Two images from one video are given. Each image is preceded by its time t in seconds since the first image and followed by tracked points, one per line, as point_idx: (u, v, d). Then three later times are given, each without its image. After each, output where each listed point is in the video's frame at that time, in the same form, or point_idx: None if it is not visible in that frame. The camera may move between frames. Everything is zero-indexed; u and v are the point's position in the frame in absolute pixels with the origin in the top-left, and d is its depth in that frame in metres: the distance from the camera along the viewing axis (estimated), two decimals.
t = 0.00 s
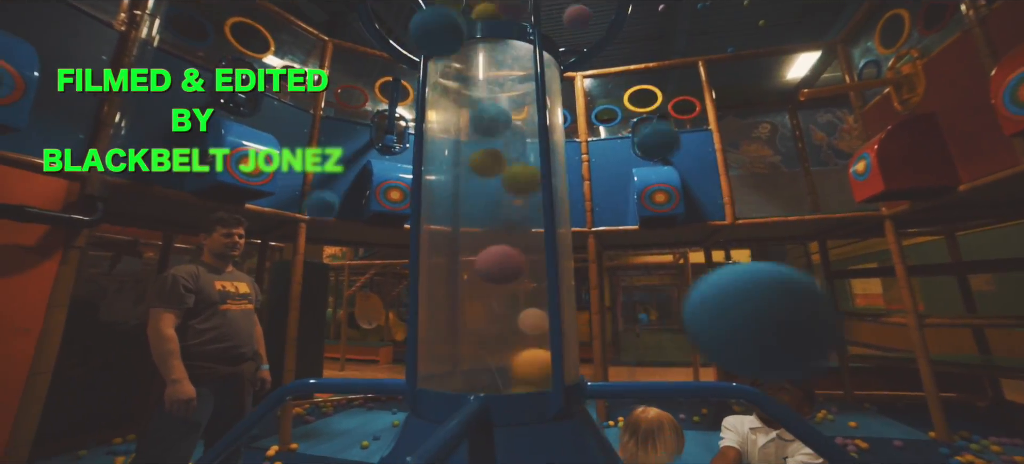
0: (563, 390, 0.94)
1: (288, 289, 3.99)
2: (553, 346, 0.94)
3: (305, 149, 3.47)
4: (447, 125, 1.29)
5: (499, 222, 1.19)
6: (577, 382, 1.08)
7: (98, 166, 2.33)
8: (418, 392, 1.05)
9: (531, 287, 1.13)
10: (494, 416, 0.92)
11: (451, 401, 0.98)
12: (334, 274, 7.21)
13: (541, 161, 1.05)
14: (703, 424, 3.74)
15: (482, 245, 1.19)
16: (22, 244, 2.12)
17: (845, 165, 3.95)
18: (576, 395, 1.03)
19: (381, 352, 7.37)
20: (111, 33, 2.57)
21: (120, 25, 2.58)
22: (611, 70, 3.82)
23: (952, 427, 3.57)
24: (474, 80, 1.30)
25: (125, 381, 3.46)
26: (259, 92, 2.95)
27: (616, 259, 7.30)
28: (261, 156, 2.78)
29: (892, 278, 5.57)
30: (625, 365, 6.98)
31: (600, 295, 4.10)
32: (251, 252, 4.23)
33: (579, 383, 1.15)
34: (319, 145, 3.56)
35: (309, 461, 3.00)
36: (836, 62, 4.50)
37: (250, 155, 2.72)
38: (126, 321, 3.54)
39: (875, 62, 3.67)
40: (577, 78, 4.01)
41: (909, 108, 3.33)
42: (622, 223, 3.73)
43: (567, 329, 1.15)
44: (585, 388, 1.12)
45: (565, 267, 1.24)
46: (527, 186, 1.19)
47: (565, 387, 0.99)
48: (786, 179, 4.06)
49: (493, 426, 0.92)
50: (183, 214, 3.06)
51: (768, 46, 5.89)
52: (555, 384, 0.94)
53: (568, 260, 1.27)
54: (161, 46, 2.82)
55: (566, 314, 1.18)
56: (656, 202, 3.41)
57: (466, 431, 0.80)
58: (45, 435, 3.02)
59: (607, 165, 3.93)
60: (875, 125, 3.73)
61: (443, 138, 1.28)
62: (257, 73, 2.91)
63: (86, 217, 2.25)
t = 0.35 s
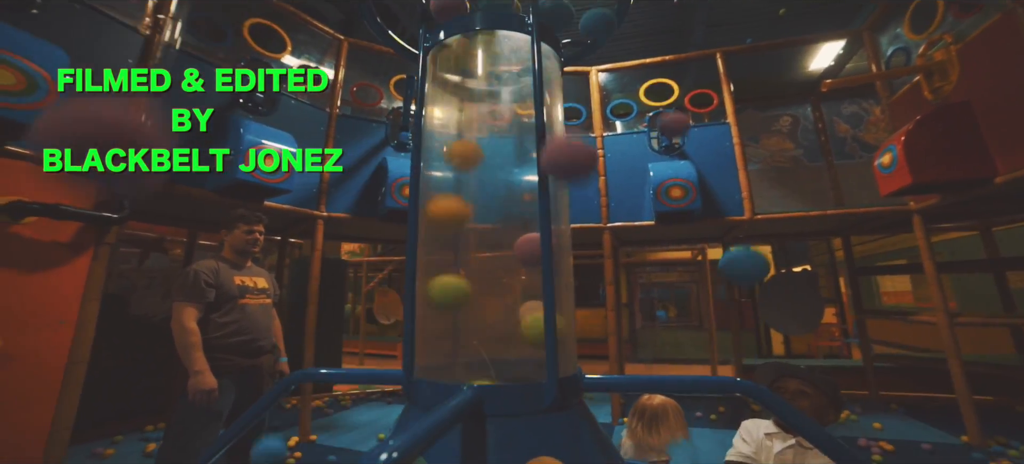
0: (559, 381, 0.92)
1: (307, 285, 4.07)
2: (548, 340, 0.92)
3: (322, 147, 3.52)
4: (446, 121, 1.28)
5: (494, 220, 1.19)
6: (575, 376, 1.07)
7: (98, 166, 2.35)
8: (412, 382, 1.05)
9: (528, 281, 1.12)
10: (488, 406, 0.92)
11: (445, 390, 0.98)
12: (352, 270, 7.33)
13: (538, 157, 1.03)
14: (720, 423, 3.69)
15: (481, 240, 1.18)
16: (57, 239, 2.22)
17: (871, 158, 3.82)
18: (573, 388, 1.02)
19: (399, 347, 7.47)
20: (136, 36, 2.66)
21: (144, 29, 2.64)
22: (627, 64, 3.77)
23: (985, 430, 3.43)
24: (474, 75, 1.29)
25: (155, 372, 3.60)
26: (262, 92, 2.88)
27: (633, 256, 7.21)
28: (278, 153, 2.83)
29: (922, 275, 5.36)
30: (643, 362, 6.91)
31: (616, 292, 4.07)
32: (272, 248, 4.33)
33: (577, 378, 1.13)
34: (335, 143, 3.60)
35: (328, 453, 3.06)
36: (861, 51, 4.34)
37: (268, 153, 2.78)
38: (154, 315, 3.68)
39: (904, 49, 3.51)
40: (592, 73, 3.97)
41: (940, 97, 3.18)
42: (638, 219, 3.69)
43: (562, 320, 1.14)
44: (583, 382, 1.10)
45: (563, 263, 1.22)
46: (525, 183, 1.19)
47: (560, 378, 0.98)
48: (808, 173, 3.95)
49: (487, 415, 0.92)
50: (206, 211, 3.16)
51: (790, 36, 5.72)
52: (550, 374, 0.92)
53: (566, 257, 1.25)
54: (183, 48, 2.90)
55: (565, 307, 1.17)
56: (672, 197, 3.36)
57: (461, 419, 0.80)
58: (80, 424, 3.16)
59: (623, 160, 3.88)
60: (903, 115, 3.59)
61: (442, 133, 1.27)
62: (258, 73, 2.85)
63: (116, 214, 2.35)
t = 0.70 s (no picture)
0: (555, 381, 0.91)
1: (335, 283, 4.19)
2: (546, 337, 0.92)
3: (349, 149, 3.62)
4: (452, 123, 1.28)
5: (496, 221, 1.18)
6: (575, 374, 1.06)
7: (98, 166, 2.26)
8: (413, 377, 1.05)
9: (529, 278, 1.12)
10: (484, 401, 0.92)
11: (443, 387, 0.99)
12: (379, 270, 7.48)
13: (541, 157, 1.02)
14: (749, 429, 3.57)
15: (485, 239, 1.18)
16: (107, 239, 2.36)
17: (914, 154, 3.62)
18: (574, 386, 1.01)
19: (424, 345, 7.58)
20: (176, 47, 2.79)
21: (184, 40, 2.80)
22: (652, 62, 3.72)
23: None
24: (480, 76, 1.29)
25: (194, 365, 3.78)
26: (261, 92, 2.78)
27: (659, 256, 7.06)
28: (307, 155, 2.92)
29: (973, 279, 5.04)
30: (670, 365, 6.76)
31: (641, 293, 4.00)
32: (302, 248, 4.47)
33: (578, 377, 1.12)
34: (362, 145, 3.69)
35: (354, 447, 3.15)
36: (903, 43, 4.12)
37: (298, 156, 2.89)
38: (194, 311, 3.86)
39: (953, 37, 3.33)
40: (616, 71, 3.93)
41: (993, 87, 2.98)
42: (664, 219, 3.63)
43: (564, 318, 1.13)
44: (584, 382, 1.09)
45: (566, 263, 1.21)
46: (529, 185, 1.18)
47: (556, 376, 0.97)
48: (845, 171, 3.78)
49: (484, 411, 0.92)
50: (241, 211, 3.30)
51: (826, 28, 5.49)
52: (547, 371, 0.91)
53: (571, 257, 1.24)
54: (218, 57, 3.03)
55: (567, 305, 1.16)
56: (699, 197, 3.28)
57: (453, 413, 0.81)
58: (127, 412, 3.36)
59: (648, 159, 3.82)
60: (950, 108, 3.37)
61: (447, 134, 1.27)
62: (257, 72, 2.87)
63: (158, 215, 2.48)
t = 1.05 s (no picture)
0: (539, 374, 0.93)
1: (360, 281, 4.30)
2: (530, 333, 0.93)
3: (373, 150, 3.70)
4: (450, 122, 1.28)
5: (489, 221, 1.19)
6: (563, 368, 1.08)
7: (98, 166, 2.29)
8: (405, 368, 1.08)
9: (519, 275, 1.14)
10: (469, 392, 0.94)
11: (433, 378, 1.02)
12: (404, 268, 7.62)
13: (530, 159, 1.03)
14: (774, 433, 3.47)
15: (479, 239, 1.19)
16: (146, 237, 2.49)
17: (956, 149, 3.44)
18: (562, 380, 1.03)
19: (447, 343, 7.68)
20: (211, 55, 2.92)
21: (218, 49, 2.94)
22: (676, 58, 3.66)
23: None
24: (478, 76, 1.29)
25: (227, 358, 3.95)
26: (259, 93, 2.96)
27: (684, 256, 6.93)
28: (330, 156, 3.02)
29: None
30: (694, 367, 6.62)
31: (664, 293, 3.94)
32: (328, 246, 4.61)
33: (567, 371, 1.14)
34: (385, 146, 3.77)
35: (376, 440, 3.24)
36: (948, 30, 3.89)
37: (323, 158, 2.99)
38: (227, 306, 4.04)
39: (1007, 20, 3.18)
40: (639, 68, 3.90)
41: None
42: (686, 218, 3.55)
43: (553, 315, 1.14)
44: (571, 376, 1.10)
45: (558, 261, 1.22)
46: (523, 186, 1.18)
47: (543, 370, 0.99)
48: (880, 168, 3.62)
49: (469, 403, 0.96)
50: (269, 211, 3.42)
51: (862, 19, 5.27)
52: (531, 366, 0.93)
53: (564, 257, 1.24)
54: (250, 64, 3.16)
55: (559, 302, 1.18)
56: (723, 195, 3.21)
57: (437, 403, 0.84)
58: (166, 401, 3.55)
59: (671, 157, 3.75)
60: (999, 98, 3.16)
61: (444, 134, 1.27)
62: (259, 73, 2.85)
63: (193, 214, 2.60)
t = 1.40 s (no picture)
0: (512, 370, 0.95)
1: (371, 280, 4.36)
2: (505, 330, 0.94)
3: (384, 151, 3.76)
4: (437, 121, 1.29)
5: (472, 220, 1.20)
6: (542, 365, 1.09)
7: (98, 166, 2.29)
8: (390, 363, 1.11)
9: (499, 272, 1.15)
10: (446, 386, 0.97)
11: (414, 372, 1.04)
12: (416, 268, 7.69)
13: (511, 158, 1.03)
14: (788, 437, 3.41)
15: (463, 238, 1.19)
16: (163, 238, 2.56)
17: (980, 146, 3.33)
18: (539, 375, 1.06)
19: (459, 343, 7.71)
20: (227, 61, 3.00)
21: (234, 55, 3.01)
22: (687, 57, 3.63)
23: None
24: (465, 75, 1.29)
25: (244, 355, 4.04)
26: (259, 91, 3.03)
27: (698, 256, 6.84)
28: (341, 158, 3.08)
29: None
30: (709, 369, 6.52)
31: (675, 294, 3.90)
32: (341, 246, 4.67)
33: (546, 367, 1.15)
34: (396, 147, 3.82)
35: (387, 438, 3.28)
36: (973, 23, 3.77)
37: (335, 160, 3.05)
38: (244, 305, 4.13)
39: None
40: (649, 68, 3.88)
41: None
42: (698, 218, 3.51)
43: (533, 312, 1.16)
44: (550, 371, 1.12)
45: (540, 261, 1.23)
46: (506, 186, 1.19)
47: (516, 366, 1.01)
48: (899, 166, 3.53)
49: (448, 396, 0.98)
50: (283, 212, 3.50)
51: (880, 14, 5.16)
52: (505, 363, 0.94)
53: (547, 256, 1.25)
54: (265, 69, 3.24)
55: (540, 300, 1.19)
56: (734, 195, 3.17)
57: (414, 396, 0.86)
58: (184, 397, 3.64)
59: (681, 156, 3.72)
60: None
61: (431, 133, 1.28)
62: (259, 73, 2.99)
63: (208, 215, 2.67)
